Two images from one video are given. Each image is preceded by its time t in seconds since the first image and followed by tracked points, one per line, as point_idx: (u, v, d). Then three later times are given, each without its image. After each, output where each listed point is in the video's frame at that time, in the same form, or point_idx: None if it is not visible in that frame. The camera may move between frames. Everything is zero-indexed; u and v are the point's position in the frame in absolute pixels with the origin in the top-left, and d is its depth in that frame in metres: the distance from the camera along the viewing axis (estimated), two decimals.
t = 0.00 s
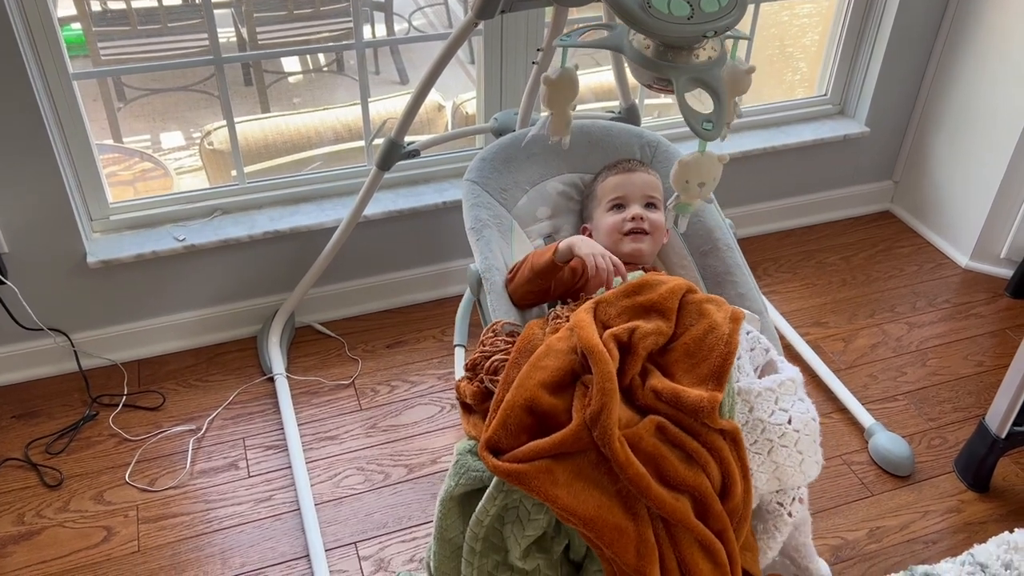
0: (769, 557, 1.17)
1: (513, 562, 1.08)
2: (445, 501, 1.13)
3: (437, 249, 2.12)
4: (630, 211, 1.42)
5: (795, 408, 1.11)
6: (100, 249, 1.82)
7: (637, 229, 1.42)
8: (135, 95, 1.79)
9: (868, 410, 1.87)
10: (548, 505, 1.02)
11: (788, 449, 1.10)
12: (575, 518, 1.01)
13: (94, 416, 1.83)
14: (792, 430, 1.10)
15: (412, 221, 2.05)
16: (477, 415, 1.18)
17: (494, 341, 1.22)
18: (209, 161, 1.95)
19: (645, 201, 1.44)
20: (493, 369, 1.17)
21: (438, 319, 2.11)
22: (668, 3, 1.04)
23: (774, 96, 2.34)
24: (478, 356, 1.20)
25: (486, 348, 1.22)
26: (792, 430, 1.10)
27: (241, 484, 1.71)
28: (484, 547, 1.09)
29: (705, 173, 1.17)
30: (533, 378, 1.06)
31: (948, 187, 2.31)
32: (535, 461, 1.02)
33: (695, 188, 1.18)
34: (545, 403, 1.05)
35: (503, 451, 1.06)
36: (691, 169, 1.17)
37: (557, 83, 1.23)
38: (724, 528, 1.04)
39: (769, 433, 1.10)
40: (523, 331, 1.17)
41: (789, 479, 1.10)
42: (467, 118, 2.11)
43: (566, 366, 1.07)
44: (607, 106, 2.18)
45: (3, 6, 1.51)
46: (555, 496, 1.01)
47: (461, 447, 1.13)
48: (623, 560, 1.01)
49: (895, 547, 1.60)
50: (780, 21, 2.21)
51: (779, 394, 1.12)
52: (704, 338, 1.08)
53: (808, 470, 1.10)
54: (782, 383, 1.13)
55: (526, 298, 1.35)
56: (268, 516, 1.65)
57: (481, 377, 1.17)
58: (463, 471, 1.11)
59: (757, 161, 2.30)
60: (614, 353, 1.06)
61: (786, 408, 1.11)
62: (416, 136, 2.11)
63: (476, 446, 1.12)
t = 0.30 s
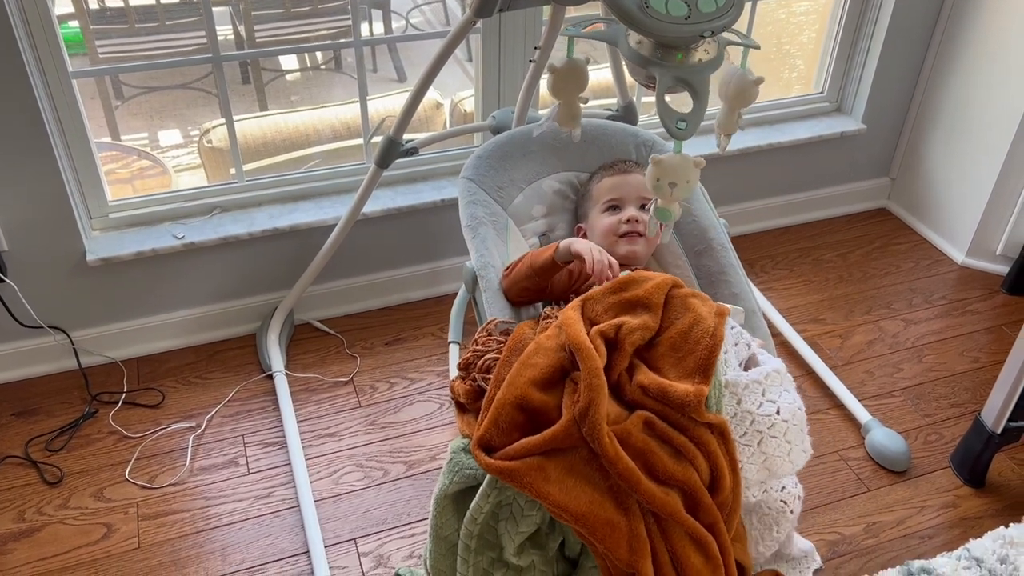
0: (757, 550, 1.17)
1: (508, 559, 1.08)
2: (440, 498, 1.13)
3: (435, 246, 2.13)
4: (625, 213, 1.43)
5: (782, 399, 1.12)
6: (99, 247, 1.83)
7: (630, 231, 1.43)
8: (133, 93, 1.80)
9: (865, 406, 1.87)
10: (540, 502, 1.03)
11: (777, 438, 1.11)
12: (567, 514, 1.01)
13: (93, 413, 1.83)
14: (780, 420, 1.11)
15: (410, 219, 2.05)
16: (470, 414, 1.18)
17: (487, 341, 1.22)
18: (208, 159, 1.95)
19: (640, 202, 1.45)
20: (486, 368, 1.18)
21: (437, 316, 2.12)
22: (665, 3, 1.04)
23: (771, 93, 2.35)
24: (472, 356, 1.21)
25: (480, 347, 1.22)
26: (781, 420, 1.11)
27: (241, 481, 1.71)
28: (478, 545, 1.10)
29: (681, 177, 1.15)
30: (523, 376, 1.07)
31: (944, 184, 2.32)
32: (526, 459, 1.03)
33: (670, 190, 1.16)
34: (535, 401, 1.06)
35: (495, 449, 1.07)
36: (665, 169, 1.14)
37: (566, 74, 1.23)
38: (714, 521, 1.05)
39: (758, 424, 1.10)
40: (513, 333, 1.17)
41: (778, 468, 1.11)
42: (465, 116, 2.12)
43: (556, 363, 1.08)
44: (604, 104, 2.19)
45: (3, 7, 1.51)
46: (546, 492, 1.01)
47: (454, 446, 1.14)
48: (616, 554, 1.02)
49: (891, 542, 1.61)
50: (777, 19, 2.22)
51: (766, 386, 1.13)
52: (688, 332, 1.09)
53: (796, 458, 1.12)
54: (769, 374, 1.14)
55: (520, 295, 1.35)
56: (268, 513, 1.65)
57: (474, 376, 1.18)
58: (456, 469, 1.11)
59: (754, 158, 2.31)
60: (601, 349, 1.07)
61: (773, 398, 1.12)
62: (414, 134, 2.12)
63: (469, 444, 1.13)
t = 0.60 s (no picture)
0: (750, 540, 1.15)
1: (513, 552, 1.08)
2: (439, 498, 1.12)
3: (434, 244, 2.13)
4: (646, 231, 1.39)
5: (762, 364, 1.14)
6: (98, 245, 1.82)
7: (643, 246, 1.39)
8: (131, 90, 1.80)
9: (863, 403, 1.88)
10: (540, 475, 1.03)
11: (759, 403, 1.11)
12: (568, 485, 1.02)
13: (92, 411, 1.83)
14: (761, 383, 1.12)
15: (408, 217, 2.05)
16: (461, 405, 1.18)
17: (478, 335, 1.24)
18: (206, 156, 1.95)
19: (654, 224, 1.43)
20: (475, 358, 1.19)
21: (435, 313, 2.12)
22: None
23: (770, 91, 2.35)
24: (461, 350, 1.23)
25: (469, 341, 1.24)
26: (762, 383, 1.12)
27: (241, 479, 1.71)
28: (482, 538, 1.09)
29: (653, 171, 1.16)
30: (518, 352, 1.09)
31: (942, 180, 2.32)
32: (526, 432, 1.04)
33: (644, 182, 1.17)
34: (530, 375, 1.07)
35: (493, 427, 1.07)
36: (638, 161, 1.15)
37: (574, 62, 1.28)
38: (708, 491, 1.06)
39: (739, 388, 1.11)
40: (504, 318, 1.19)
41: (764, 436, 1.12)
42: (464, 113, 2.12)
43: (549, 338, 1.11)
44: (603, 101, 2.19)
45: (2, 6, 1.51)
46: (547, 464, 1.02)
47: (449, 440, 1.14)
48: (618, 525, 1.03)
49: (890, 538, 1.61)
50: (775, 16, 2.22)
51: (746, 352, 1.15)
52: (671, 303, 1.13)
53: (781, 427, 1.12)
54: (749, 342, 1.16)
55: (537, 270, 1.34)
56: (268, 510, 1.65)
57: (464, 366, 1.19)
58: (456, 464, 1.11)
59: (753, 156, 2.31)
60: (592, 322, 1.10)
61: (753, 364, 1.14)
62: (412, 131, 2.12)
63: (465, 437, 1.13)
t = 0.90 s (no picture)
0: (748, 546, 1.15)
1: (519, 548, 1.07)
2: (444, 497, 1.10)
3: (432, 241, 2.12)
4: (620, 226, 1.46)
5: (776, 373, 1.13)
6: (96, 242, 1.82)
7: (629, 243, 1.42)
8: (128, 88, 1.79)
9: (862, 400, 1.88)
10: (550, 470, 1.03)
11: (769, 410, 1.10)
12: (577, 480, 1.02)
13: (91, 408, 1.83)
14: (773, 391, 1.11)
15: (407, 214, 2.05)
16: (464, 403, 1.17)
17: (481, 332, 1.23)
18: (205, 153, 1.94)
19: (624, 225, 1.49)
20: (481, 355, 1.18)
21: (434, 311, 2.12)
22: None
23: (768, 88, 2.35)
24: (464, 347, 1.22)
25: (472, 338, 1.23)
26: (774, 391, 1.11)
27: (240, 476, 1.71)
28: (487, 533, 1.08)
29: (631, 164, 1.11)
30: (531, 345, 1.09)
31: (940, 178, 2.32)
32: (537, 425, 1.04)
33: (621, 175, 1.12)
34: (543, 368, 1.08)
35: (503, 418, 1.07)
36: (615, 152, 1.10)
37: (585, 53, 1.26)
38: (715, 492, 1.07)
39: (750, 394, 1.11)
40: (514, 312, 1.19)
41: (766, 445, 1.11)
42: (463, 110, 2.12)
43: (562, 332, 1.11)
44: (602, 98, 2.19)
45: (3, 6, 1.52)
46: (557, 458, 1.02)
47: (455, 437, 1.14)
48: (625, 522, 1.02)
49: (888, 535, 1.62)
50: (774, 13, 2.21)
51: (760, 359, 1.14)
52: (685, 303, 1.14)
53: (786, 437, 1.11)
54: (764, 350, 1.15)
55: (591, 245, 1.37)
56: (267, 507, 1.65)
57: (469, 363, 1.18)
58: (462, 461, 1.10)
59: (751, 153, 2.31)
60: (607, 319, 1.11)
61: (766, 372, 1.13)
62: (411, 129, 2.11)
63: (471, 434, 1.12)
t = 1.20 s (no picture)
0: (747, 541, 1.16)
1: (523, 542, 1.07)
2: (448, 491, 1.10)
3: (431, 238, 2.12)
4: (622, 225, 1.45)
5: (782, 374, 1.15)
6: (95, 240, 1.82)
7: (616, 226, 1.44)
8: (127, 85, 1.79)
9: (861, 398, 1.88)
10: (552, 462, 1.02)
11: (772, 410, 1.12)
12: (579, 473, 1.01)
13: (90, 406, 1.83)
14: (777, 392, 1.13)
15: (406, 212, 2.05)
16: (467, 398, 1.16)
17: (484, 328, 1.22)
18: (204, 151, 1.94)
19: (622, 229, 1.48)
20: (486, 350, 1.17)
21: (434, 309, 2.12)
22: None
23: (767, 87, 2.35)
24: (468, 343, 1.20)
25: (476, 335, 1.21)
26: (778, 392, 1.13)
27: (239, 474, 1.71)
28: (491, 527, 1.09)
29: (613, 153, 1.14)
30: (536, 338, 1.08)
31: (940, 176, 2.33)
32: (540, 417, 1.03)
33: (602, 163, 1.15)
34: (548, 361, 1.07)
35: (506, 410, 1.07)
36: (594, 140, 1.14)
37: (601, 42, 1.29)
38: (716, 488, 1.07)
39: (754, 393, 1.12)
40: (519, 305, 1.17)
41: (767, 444, 1.13)
42: (462, 108, 2.12)
43: (568, 326, 1.09)
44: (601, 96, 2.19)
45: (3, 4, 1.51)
46: (560, 451, 1.01)
47: (460, 430, 1.13)
48: (627, 516, 1.03)
49: (887, 533, 1.62)
50: (774, 11, 2.21)
51: (766, 360, 1.16)
52: (693, 299, 1.12)
53: (788, 438, 1.13)
54: (771, 350, 1.17)
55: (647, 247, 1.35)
56: (266, 505, 1.65)
57: (474, 358, 1.17)
58: (467, 456, 1.09)
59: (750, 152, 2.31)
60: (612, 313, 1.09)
61: (772, 372, 1.15)
62: (410, 127, 2.11)
63: (476, 428, 1.11)
